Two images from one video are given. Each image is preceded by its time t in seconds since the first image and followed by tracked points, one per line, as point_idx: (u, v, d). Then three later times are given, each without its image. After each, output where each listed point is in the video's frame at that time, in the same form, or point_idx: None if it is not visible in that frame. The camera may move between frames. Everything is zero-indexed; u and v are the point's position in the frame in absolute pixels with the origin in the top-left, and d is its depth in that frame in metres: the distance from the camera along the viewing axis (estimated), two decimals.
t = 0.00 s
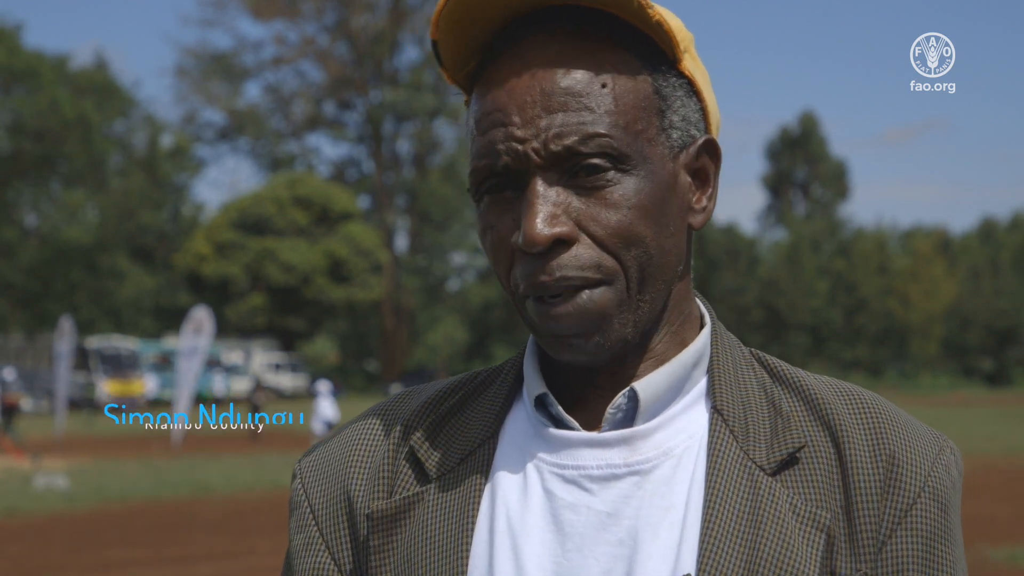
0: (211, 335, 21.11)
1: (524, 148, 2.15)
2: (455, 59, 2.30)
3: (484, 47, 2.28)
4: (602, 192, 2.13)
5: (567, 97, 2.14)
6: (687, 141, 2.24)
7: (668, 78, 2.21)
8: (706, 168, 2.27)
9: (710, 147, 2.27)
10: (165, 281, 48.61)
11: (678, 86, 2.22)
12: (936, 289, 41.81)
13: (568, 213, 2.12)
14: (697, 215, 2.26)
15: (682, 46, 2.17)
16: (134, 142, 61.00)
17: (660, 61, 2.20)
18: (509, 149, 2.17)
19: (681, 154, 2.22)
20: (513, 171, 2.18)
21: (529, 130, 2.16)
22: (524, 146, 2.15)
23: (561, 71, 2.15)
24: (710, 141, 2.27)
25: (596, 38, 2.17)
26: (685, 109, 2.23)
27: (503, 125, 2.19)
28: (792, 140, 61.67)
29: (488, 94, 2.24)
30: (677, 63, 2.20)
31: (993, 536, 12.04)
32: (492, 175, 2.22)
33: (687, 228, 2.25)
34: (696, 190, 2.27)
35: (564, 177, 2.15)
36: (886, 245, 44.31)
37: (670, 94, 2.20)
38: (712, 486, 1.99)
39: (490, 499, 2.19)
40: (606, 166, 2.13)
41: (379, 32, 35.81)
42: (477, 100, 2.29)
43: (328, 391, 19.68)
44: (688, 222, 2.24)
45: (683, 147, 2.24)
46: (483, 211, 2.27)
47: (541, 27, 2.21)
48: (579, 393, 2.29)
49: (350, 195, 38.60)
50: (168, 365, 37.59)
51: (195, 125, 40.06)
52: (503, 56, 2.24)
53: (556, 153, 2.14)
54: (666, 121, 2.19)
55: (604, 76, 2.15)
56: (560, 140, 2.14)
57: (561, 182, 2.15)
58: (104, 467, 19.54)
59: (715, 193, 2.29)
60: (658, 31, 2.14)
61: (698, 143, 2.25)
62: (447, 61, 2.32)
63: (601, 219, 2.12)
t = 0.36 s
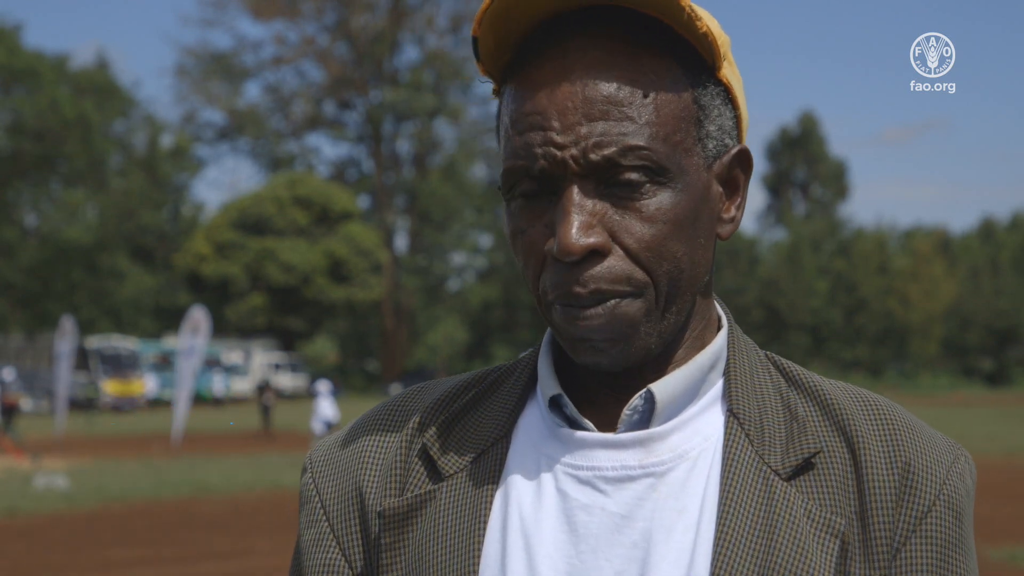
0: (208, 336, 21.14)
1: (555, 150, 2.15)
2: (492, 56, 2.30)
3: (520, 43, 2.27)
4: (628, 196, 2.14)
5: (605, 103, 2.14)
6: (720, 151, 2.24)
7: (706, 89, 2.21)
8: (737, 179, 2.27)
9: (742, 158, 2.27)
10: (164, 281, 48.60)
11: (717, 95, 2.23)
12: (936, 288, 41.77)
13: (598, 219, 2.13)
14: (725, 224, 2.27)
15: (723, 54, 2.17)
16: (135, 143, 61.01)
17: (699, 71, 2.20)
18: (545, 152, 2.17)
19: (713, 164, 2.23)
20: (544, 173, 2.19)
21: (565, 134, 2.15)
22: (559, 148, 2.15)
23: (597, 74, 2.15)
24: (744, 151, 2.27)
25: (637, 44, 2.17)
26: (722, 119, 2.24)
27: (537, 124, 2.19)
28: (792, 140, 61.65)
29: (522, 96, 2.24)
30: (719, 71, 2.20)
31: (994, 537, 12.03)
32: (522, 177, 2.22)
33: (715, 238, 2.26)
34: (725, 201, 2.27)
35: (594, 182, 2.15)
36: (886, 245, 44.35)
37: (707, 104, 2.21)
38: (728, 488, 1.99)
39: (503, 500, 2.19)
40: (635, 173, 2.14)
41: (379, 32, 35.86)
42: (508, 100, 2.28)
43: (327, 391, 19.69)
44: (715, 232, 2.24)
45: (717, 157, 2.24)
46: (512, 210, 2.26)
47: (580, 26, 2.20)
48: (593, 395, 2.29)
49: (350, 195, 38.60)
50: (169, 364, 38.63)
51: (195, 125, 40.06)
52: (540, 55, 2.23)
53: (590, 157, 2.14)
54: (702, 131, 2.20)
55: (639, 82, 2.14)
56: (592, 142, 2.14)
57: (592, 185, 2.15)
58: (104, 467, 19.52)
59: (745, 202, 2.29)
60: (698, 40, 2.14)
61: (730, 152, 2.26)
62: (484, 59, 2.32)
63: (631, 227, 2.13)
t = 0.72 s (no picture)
0: (206, 335, 21.03)
1: (554, 148, 2.15)
2: (495, 55, 2.29)
3: (524, 45, 2.27)
4: (631, 196, 2.12)
5: (604, 100, 2.13)
6: (723, 151, 2.22)
7: (708, 88, 2.19)
8: (741, 179, 2.25)
9: (747, 158, 2.25)
10: (164, 281, 48.60)
11: (720, 95, 2.21)
12: (936, 288, 41.78)
13: (600, 221, 2.12)
14: (730, 225, 2.25)
15: (725, 56, 2.16)
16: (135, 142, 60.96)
17: (701, 70, 2.19)
18: (546, 151, 2.16)
19: (717, 163, 2.21)
20: (546, 171, 2.17)
21: (565, 133, 2.14)
22: (558, 147, 2.14)
23: (599, 72, 2.14)
24: (747, 151, 2.25)
25: (641, 42, 2.16)
26: (724, 119, 2.21)
27: (539, 128, 2.18)
28: (791, 140, 61.63)
29: (525, 94, 2.23)
30: (720, 70, 2.18)
31: (994, 537, 12.03)
32: (526, 176, 2.22)
33: (719, 238, 2.24)
34: (730, 200, 2.25)
35: (596, 179, 2.14)
36: (886, 245, 44.29)
37: (709, 103, 2.19)
38: (733, 490, 1.98)
39: (513, 500, 2.18)
40: (637, 173, 2.12)
41: (379, 32, 35.85)
42: (513, 100, 2.27)
43: (326, 391, 19.66)
44: (720, 231, 2.23)
45: (720, 157, 2.22)
46: (519, 208, 2.26)
47: (580, 27, 2.19)
48: (600, 393, 2.28)
49: (350, 195, 38.58)
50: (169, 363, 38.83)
51: (195, 125, 40.05)
52: (546, 54, 2.22)
53: (588, 154, 2.12)
54: (702, 131, 2.18)
55: (643, 81, 2.13)
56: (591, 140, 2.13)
57: (593, 182, 2.14)
58: (104, 467, 19.48)
59: (749, 204, 2.26)
60: (698, 41, 2.13)
61: (733, 152, 2.24)
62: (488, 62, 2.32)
63: (631, 227, 2.11)
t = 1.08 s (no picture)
0: (208, 336, 21.00)
1: (552, 138, 2.13)
2: (492, 44, 2.28)
3: (525, 36, 2.27)
4: (635, 188, 2.10)
5: (599, 89, 2.12)
6: (723, 141, 2.20)
7: (707, 76, 2.18)
8: (744, 170, 2.23)
9: (747, 147, 2.23)
10: (165, 280, 48.61)
11: (720, 86, 2.19)
12: (937, 288, 41.73)
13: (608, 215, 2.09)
14: (732, 215, 2.22)
15: (725, 45, 2.15)
16: (135, 141, 60.93)
17: (699, 60, 2.18)
18: (551, 142, 2.14)
19: (723, 158, 2.19)
20: (545, 161, 2.16)
21: (560, 118, 2.13)
22: (553, 133, 2.13)
23: (598, 61, 2.13)
24: (749, 142, 2.23)
25: (642, 34, 2.15)
26: (725, 109, 2.20)
27: (544, 116, 2.16)
28: (792, 139, 61.61)
29: (529, 90, 2.21)
30: (721, 62, 2.17)
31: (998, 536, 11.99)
32: (531, 169, 2.20)
33: (720, 229, 2.22)
34: (731, 192, 2.22)
35: (594, 166, 2.12)
36: (886, 245, 44.23)
37: (706, 90, 2.17)
38: (747, 491, 1.96)
39: (523, 502, 2.16)
40: (637, 162, 2.10)
41: (379, 31, 35.82)
42: (516, 93, 2.26)
43: (326, 391, 19.63)
44: (722, 221, 2.20)
45: (721, 147, 2.20)
46: (522, 202, 2.24)
47: (583, 23, 2.18)
48: (610, 392, 2.26)
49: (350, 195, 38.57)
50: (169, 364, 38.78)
51: (195, 124, 40.05)
52: (548, 45, 2.21)
53: (585, 142, 2.11)
54: (701, 119, 2.16)
55: (646, 74, 2.12)
56: (589, 127, 2.11)
57: (589, 170, 2.12)
58: (104, 467, 19.42)
59: (753, 194, 2.24)
60: (697, 30, 2.12)
61: (735, 144, 2.22)
62: (487, 52, 2.31)
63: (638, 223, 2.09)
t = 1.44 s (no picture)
0: (207, 336, 21.03)
1: (534, 133, 2.12)
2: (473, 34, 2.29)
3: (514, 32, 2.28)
4: (620, 188, 2.09)
5: (576, 87, 2.12)
6: (714, 141, 2.20)
7: (684, 74, 2.16)
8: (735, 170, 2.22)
9: (728, 145, 2.19)
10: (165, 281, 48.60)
11: (713, 84, 2.19)
12: (937, 288, 41.69)
13: (595, 210, 2.09)
14: (710, 212, 2.19)
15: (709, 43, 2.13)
16: (135, 142, 60.88)
17: (680, 59, 2.16)
18: (535, 137, 2.13)
19: (713, 156, 2.18)
20: (529, 158, 2.15)
21: (521, 125, 2.14)
22: (514, 139, 2.14)
23: (579, 60, 2.13)
24: (741, 142, 2.22)
25: (632, 29, 2.15)
26: (718, 107, 2.19)
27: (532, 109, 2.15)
28: (792, 139, 61.61)
29: (516, 86, 2.20)
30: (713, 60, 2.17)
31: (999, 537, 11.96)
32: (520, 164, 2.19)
33: (700, 226, 2.18)
34: (707, 189, 2.18)
35: (563, 164, 2.12)
36: (886, 246, 44.21)
37: (683, 88, 2.15)
38: (736, 490, 1.95)
39: (513, 501, 2.15)
40: (617, 161, 2.10)
41: (379, 31, 35.81)
42: (501, 88, 2.25)
43: (326, 391, 19.64)
44: (699, 219, 2.16)
45: (711, 147, 2.20)
46: (510, 195, 2.22)
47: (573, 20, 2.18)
48: (600, 391, 2.26)
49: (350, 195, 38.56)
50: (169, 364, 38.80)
51: (195, 124, 40.05)
52: (535, 43, 2.21)
53: (553, 142, 2.11)
54: (690, 119, 2.15)
55: (633, 76, 2.12)
56: (563, 126, 2.11)
57: (561, 170, 2.12)
58: (104, 467, 19.42)
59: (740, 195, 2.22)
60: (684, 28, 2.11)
61: (727, 144, 2.21)
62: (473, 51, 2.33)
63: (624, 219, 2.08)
